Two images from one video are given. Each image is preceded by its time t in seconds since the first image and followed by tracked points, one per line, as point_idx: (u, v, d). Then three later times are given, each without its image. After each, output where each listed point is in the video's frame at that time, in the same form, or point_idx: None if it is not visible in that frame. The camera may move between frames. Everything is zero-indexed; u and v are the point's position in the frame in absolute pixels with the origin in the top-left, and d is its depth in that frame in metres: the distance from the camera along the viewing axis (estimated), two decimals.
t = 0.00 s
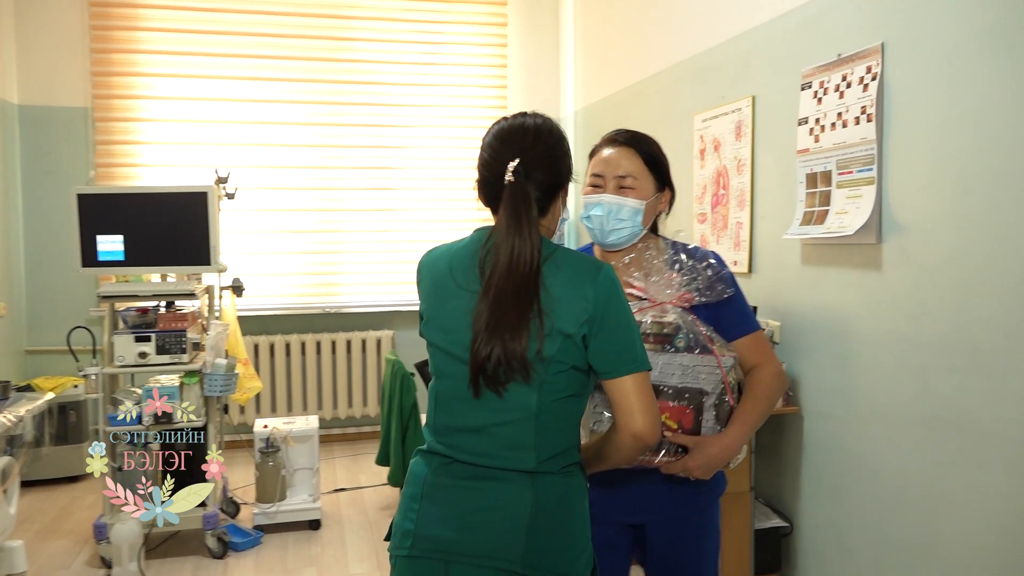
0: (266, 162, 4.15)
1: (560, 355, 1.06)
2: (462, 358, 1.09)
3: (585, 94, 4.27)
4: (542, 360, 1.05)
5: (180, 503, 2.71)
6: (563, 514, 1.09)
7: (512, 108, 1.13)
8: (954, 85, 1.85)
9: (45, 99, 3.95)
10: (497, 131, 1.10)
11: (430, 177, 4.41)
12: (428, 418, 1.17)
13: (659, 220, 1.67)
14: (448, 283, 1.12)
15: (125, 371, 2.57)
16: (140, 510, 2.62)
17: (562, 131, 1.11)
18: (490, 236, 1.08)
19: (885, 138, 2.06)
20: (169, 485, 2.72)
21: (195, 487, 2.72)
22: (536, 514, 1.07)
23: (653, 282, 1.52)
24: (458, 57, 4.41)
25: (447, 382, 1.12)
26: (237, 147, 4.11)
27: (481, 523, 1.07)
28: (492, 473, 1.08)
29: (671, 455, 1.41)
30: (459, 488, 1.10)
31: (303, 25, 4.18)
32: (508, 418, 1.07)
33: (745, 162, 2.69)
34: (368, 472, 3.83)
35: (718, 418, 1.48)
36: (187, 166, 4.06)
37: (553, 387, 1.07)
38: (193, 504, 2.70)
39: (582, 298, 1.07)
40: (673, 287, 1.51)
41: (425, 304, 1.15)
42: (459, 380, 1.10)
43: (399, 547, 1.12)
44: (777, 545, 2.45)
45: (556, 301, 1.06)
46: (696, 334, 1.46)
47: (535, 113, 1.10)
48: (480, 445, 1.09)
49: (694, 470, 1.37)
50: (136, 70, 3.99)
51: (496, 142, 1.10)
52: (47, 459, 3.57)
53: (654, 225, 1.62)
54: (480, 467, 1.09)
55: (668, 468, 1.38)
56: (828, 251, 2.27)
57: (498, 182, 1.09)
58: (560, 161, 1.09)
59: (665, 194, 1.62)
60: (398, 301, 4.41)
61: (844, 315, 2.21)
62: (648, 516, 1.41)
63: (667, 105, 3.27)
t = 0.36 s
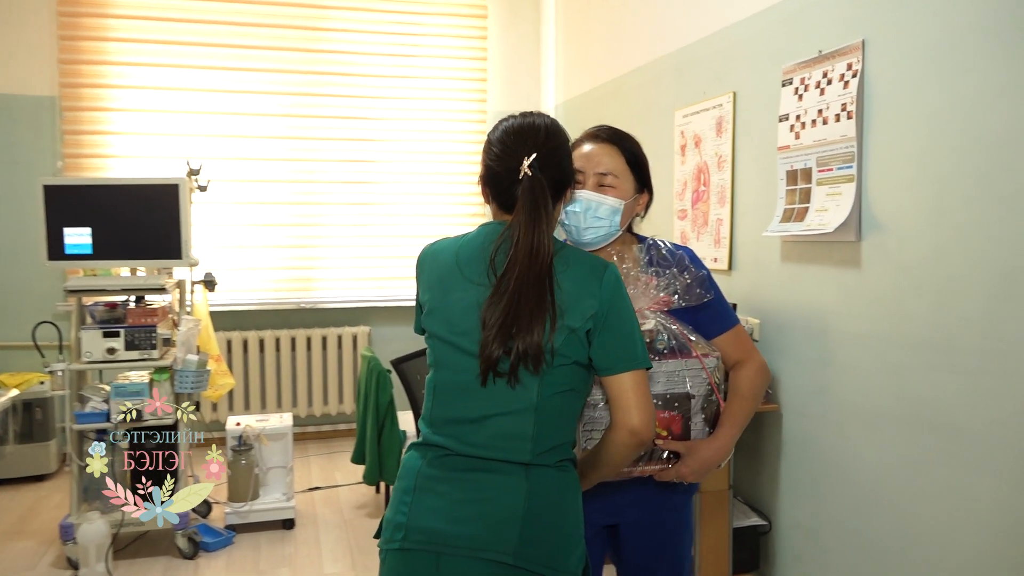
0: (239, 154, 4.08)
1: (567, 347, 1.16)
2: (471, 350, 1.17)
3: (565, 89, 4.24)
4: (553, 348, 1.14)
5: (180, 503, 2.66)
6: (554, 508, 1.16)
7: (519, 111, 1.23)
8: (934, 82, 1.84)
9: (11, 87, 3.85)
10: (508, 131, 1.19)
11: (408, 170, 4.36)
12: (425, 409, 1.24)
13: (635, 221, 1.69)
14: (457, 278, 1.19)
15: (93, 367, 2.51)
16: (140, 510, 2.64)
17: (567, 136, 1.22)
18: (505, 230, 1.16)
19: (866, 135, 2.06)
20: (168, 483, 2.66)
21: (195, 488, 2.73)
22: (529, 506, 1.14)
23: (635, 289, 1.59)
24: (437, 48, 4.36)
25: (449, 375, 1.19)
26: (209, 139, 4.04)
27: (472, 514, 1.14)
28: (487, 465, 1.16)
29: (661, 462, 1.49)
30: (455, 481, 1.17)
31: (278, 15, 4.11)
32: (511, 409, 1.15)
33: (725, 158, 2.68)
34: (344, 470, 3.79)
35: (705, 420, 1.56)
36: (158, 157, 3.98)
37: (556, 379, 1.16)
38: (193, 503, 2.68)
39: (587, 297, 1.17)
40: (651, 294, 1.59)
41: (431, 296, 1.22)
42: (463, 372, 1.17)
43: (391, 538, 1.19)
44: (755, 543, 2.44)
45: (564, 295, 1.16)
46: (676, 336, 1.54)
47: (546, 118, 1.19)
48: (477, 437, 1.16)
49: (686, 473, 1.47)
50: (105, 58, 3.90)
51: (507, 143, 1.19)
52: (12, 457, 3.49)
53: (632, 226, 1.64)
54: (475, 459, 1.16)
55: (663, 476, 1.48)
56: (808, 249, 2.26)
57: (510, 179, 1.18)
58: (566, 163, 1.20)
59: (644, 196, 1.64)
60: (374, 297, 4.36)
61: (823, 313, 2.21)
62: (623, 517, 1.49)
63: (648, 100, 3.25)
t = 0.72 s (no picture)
0: (215, 150, 4.00)
1: (555, 350, 1.11)
2: (457, 353, 1.12)
3: (552, 85, 4.20)
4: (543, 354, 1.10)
5: (180, 503, 2.81)
6: (543, 512, 1.11)
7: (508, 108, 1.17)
8: (927, 80, 1.80)
9: None
10: (496, 130, 1.14)
11: (391, 167, 4.29)
12: (413, 412, 1.19)
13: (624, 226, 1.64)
14: (443, 278, 1.15)
15: (62, 369, 2.43)
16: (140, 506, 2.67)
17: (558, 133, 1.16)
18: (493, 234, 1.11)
19: (857, 134, 2.02)
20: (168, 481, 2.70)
21: (195, 488, 2.84)
22: (517, 510, 1.09)
23: (628, 298, 1.56)
24: (422, 43, 4.30)
25: (435, 376, 1.15)
26: (185, 134, 3.95)
27: (459, 518, 1.09)
28: (475, 468, 1.11)
29: (653, 474, 1.45)
30: (442, 483, 1.12)
31: (259, 8, 4.03)
32: (498, 412, 1.10)
33: (715, 156, 2.63)
34: (324, 476, 3.72)
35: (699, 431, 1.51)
36: (132, 153, 3.89)
37: (543, 383, 1.12)
38: (193, 504, 2.82)
39: (576, 298, 1.12)
40: (643, 304, 1.56)
41: (418, 296, 1.18)
42: (448, 374, 1.13)
43: (376, 544, 1.14)
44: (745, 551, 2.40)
45: (554, 298, 1.11)
46: (666, 346, 1.51)
47: (534, 115, 1.14)
48: (464, 439, 1.12)
49: (679, 485, 1.44)
50: (78, 50, 3.81)
51: (494, 142, 1.13)
52: None
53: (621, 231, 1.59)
54: (462, 461, 1.12)
55: (657, 489, 1.45)
56: (799, 250, 2.22)
57: (498, 181, 1.13)
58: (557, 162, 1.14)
59: (634, 202, 1.60)
60: (356, 297, 4.29)
61: (814, 315, 2.17)
62: (608, 524, 1.49)
63: (636, 98, 3.21)
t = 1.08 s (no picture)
0: (199, 147, 3.92)
1: (543, 351, 1.04)
2: (443, 359, 1.06)
3: (547, 81, 4.13)
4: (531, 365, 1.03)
5: (180, 503, 2.78)
6: (535, 521, 1.06)
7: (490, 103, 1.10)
8: (931, 76, 1.74)
9: None
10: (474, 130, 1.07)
11: (381, 164, 4.22)
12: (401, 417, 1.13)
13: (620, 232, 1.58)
14: (431, 280, 1.09)
15: (39, 373, 2.36)
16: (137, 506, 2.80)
17: (544, 126, 1.07)
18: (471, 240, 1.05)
19: (859, 133, 1.95)
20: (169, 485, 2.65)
21: (194, 489, 2.76)
22: (508, 518, 1.03)
23: (626, 306, 1.47)
24: (412, 37, 4.23)
25: (423, 381, 1.08)
26: (168, 130, 3.87)
27: (448, 525, 1.03)
28: (465, 473, 1.05)
29: (654, 487, 1.39)
30: (430, 489, 1.06)
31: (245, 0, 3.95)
32: (485, 419, 1.04)
33: (713, 155, 2.57)
34: (311, 483, 3.65)
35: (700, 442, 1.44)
36: (113, 149, 3.81)
37: (533, 390, 1.05)
38: (193, 504, 2.78)
39: (567, 298, 1.06)
40: (641, 311, 1.47)
41: (406, 299, 1.12)
42: (436, 379, 1.07)
43: (362, 553, 1.08)
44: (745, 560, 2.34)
45: (542, 303, 1.05)
46: (666, 354, 1.43)
47: (511, 111, 1.06)
48: (453, 444, 1.06)
49: (681, 497, 1.39)
50: (56, 43, 3.73)
51: (473, 143, 1.07)
52: None
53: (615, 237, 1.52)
54: (451, 467, 1.06)
55: (659, 502, 1.39)
56: (799, 251, 2.16)
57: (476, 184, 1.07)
58: (541, 158, 1.06)
59: (629, 208, 1.53)
60: (344, 299, 4.21)
61: (816, 319, 2.11)
62: (603, 534, 1.42)
63: (632, 95, 3.15)
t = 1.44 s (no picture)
0: (186, 142, 3.85)
1: (537, 351, 0.98)
2: (433, 361, 1.00)
3: (544, 77, 4.06)
4: (511, 373, 0.96)
5: (180, 503, 2.82)
6: (530, 529, 1.00)
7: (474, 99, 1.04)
8: (938, 73, 1.69)
9: None
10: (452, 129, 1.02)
11: (373, 161, 4.15)
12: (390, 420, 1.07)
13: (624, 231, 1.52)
14: (421, 279, 1.03)
15: (20, 375, 2.38)
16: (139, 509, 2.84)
17: (527, 120, 1.00)
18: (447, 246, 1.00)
19: (865, 130, 1.90)
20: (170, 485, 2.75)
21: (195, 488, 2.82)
22: (502, 526, 0.98)
23: (621, 310, 1.42)
24: (406, 30, 4.16)
25: (412, 383, 1.02)
26: (153, 124, 3.81)
27: (439, 533, 0.97)
28: (456, 480, 0.99)
29: (653, 495, 1.33)
30: (420, 496, 1.00)
31: None
32: (478, 423, 0.98)
33: (715, 152, 2.51)
34: (301, 489, 3.63)
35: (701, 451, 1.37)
36: (98, 145, 3.75)
37: (527, 393, 0.99)
38: (193, 504, 2.82)
39: (561, 296, 0.99)
40: (638, 314, 1.42)
41: (396, 300, 1.06)
42: (426, 380, 1.01)
43: (348, 562, 1.02)
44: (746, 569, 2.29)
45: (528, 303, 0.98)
46: (663, 357, 1.37)
47: (488, 107, 1.00)
48: (444, 449, 0.99)
49: (682, 507, 1.33)
50: (38, 35, 3.65)
51: (452, 144, 1.02)
52: None
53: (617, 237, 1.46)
54: (441, 472, 0.99)
55: (660, 511, 1.33)
56: (803, 251, 2.11)
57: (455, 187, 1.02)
58: (521, 155, 0.99)
59: (632, 209, 1.47)
60: (335, 299, 4.14)
61: (820, 321, 2.05)
62: (604, 542, 1.36)
63: (632, 91, 3.09)
